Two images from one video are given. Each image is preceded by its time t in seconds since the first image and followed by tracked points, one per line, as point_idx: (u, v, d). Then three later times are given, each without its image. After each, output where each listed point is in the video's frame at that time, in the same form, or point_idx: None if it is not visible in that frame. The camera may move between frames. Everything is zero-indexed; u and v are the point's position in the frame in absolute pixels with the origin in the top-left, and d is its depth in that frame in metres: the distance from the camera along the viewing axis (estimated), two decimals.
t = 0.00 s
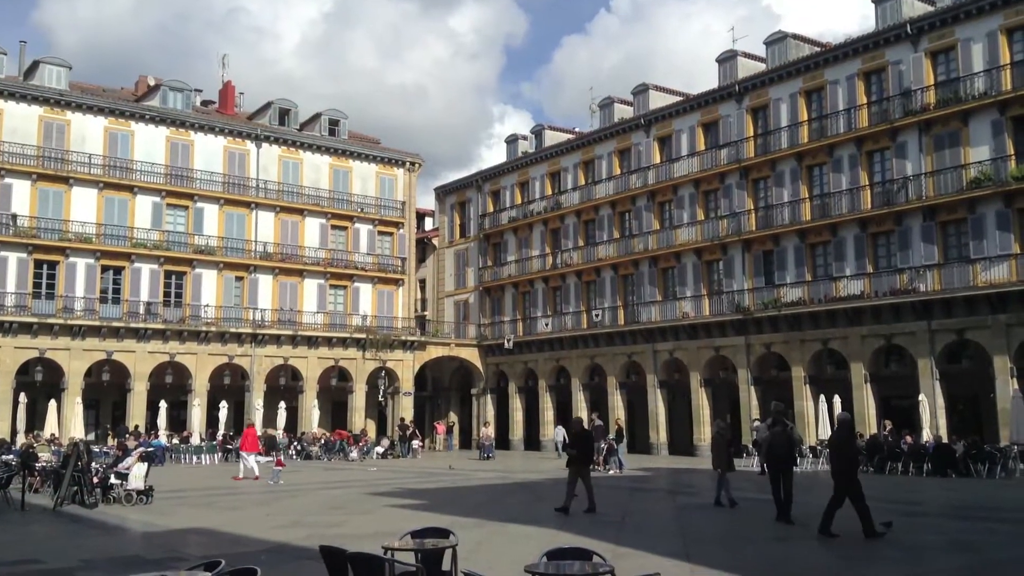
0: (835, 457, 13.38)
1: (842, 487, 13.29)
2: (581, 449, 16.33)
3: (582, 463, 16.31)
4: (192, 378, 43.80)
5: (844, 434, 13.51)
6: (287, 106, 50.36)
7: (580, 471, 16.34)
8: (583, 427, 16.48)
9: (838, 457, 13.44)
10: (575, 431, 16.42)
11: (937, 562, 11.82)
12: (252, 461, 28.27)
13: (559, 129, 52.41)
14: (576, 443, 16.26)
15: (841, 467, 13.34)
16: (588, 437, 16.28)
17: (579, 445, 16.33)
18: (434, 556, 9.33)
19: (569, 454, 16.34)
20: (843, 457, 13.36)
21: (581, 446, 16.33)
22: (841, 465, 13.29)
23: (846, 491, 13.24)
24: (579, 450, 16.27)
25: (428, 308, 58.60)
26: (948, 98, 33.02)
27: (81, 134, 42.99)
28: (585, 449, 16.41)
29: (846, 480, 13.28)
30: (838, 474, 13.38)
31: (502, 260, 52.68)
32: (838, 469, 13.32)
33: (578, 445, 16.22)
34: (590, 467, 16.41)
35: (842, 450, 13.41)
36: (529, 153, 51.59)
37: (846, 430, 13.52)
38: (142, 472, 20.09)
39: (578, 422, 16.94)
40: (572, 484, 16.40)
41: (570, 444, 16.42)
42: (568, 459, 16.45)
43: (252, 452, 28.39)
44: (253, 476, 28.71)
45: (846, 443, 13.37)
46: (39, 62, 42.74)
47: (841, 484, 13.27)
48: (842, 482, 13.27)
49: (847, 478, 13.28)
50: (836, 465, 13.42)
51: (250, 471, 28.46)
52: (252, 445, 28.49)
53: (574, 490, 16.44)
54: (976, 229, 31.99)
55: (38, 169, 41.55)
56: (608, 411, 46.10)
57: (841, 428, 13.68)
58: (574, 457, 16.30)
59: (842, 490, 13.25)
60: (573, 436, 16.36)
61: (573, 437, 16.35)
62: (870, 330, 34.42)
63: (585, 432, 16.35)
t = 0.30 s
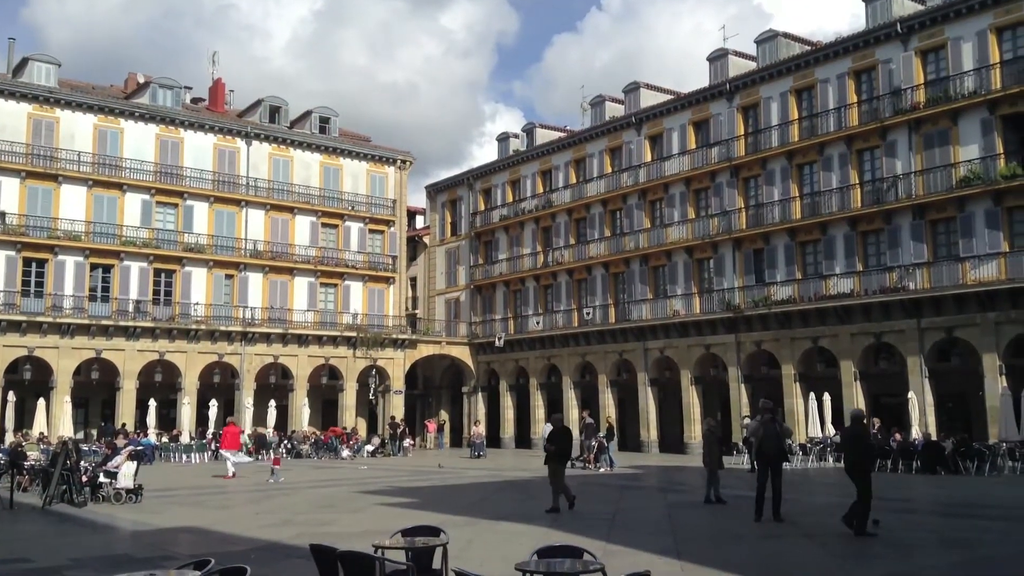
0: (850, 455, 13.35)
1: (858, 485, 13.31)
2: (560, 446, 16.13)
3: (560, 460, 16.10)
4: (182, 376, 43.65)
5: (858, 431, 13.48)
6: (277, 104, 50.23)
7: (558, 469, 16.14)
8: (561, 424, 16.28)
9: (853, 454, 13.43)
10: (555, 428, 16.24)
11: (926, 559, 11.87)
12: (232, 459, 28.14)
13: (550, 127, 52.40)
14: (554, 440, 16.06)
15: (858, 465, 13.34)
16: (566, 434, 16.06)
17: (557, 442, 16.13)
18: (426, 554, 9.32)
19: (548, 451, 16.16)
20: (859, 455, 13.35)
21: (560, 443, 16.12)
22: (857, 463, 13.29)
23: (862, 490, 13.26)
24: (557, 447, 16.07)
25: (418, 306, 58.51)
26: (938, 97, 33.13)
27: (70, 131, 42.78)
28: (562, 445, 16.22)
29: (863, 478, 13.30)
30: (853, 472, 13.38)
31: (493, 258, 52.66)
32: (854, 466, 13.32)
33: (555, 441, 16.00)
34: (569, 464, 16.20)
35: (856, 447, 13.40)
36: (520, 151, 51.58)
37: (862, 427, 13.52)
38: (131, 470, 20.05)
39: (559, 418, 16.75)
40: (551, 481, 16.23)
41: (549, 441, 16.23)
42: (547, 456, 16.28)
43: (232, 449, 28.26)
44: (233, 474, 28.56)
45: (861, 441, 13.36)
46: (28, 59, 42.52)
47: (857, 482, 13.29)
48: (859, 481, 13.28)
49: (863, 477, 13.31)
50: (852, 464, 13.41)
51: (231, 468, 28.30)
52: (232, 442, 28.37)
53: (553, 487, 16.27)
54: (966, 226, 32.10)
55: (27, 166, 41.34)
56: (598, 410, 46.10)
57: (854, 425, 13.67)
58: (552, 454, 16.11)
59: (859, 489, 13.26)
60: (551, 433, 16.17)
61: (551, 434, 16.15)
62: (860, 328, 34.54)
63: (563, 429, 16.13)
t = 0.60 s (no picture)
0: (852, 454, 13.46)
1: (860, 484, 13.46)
2: (534, 444, 16.09)
3: (535, 458, 16.04)
4: (163, 372, 43.39)
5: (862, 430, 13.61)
6: (260, 98, 49.98)
7: (532, 466, 16.08)
8: (536, 422, 16.25)
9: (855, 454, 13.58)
10: (529, 425, 16.19)
11: (906, 555, 11.93)
12: (207, 457, 27.99)
13: (534, 123, 52.38)
14: (529, 437, 16.02)
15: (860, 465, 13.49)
16: (541, 432, 16.04)
17: (531, 440, 16.08)
18: (408, 549, 9.29)
19: (523, 449, 16.09)
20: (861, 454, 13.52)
21: (534, 440, 16.09)
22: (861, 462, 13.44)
23: (864, 489, 13.42)
24: (532, 445, 16.02)
25: (402, 302, 58.39)
26: (919, 95, 33.34)
27: (51, 124, 42.43)
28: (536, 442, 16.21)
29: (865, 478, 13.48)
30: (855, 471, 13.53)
31: (477, 254, 52.62)
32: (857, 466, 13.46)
33: (530, 439, 15.96)
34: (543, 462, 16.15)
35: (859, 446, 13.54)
36: (504, 147, 51.55)
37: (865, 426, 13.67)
38: (111, 466, 19.92)
39: (532, 416, 16.70)
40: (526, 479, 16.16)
41: (523, 438, 16.18)
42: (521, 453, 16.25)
43: (207, 446, 28.07)
44: (211, 471, 28.43)
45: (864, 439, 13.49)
46: (8, 51, 42.12)
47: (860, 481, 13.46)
48: (861, 481, 13.43)
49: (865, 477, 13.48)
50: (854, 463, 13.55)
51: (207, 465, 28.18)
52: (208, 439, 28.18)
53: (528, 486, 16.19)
54: (946, 224, 32.32)
55: (7, 160, 40.98)
56: (582, 406, 46.16)
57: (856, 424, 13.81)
58: (527, 451, 16.04)
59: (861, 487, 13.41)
60: (525, 431, 16.12)
61: (525, 432, 16.11)
62: (842, 325, 34.76)
63: (537, 426, 16.11)
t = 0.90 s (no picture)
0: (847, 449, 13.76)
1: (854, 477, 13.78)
2: (500, 441, 16.04)
3: (501, 455, 15.98)
4: (137, 367, 43.02)
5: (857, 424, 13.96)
6: (237, 91, 49.65)
7: (499, 464, 16.02)
8: (501, 419, 16.23)
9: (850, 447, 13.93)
10: (494, 423, 16.16)
11: (879, 551, 12.00)
12: (176, 452, 27.83)
13: (514, 119, 52.35)
14: (496, 434, 15.98)
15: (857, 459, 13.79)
16: (506, 428, 16.02)
17: (497, 436, 16.05)
18: (384, 546, 9.26)
19: (489, 446, 16.03)
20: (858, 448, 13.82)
21: (501, 437, 16.05)
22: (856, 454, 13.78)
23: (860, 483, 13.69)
24: (499, 442, 15.98)
25: (379, 298, 58.21)
26: (895, 96, 33.58)
27: (25, 116, 41.94)
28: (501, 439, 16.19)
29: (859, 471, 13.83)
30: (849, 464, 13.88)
31: (456, 251, 52.55)
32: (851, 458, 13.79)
33: (495, 435, 15.93)
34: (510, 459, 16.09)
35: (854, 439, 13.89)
36: (484, 143, 51.50)
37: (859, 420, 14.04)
38: (84, 461, 19.72)
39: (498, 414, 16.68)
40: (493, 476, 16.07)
41: (489, 435, 16.14)
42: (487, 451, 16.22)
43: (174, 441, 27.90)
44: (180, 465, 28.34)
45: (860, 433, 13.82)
46: None
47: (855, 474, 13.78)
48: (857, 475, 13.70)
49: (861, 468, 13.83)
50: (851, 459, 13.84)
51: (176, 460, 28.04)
52: (175, 434, 28.02)
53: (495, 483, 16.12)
54: (921, 224, 32.59)
55: None
56: (559, 403, 46.21)
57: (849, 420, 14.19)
58: (493, 449, 16.00)
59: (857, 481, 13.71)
60: (491, 427, 16.08)
61: (490, 429, 16.08)
62: (817, 323, 35.01)
63: (502, 422, 16.09)
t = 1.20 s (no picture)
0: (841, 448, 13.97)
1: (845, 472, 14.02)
2: (465, 439, 16.03)
3: (464, 453, 15.97)
4: (108, 365, 42.56)
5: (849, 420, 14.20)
6: (211, 87, 49.28)
7: (461, 462, 16.01)
8: (466, 417, 16.23)
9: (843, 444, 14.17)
10: (459, 420, 16.16)
11: (848, 549, 12.08)
12: (139, 451, 27.63)
13: (490, 117, 52.32)
14: (459, 431, 15.96)
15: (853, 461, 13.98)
16: (471, 426, 16.02)
17: (462, 434, 16.04)
18: (357, 545, 9.23)
19: (453, 443, 16.02)
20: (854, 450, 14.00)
21: (465, 435, 16.05)
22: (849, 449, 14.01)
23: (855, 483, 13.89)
24: (462, 439, 15.96)
25: (353, 296, 57.97)
26: (868, 97, 33.87)
27: None
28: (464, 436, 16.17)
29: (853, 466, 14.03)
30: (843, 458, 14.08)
31: (431, 249, 52.43)
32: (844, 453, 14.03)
33: (459, 432, 15.93)
34: (473, 457, 16.08)
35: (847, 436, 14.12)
36: (459, 141, 51.43)
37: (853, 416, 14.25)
38: (54, 460, 19.50)
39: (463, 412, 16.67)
40: (454, 474, 16.03)
41: (454, 433, 16.12)
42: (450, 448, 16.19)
43: (137, 440, 27.68)
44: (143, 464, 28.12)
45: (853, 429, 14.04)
46: None
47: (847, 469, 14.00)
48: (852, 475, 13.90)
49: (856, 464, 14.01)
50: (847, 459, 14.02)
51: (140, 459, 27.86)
52: (138, 433, 27.79)
53: (456, 480, 16.08)
54: (892, 224, 32.90)
55: None
56: (534, 402, 46.23)
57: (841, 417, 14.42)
58: (457, 446, 15.99)
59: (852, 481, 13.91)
60: (456, 425, 16.07)
61: (456, 426, 16.07)
62: (789, 322, 35.28)
63: (468, 420, 16.09)
